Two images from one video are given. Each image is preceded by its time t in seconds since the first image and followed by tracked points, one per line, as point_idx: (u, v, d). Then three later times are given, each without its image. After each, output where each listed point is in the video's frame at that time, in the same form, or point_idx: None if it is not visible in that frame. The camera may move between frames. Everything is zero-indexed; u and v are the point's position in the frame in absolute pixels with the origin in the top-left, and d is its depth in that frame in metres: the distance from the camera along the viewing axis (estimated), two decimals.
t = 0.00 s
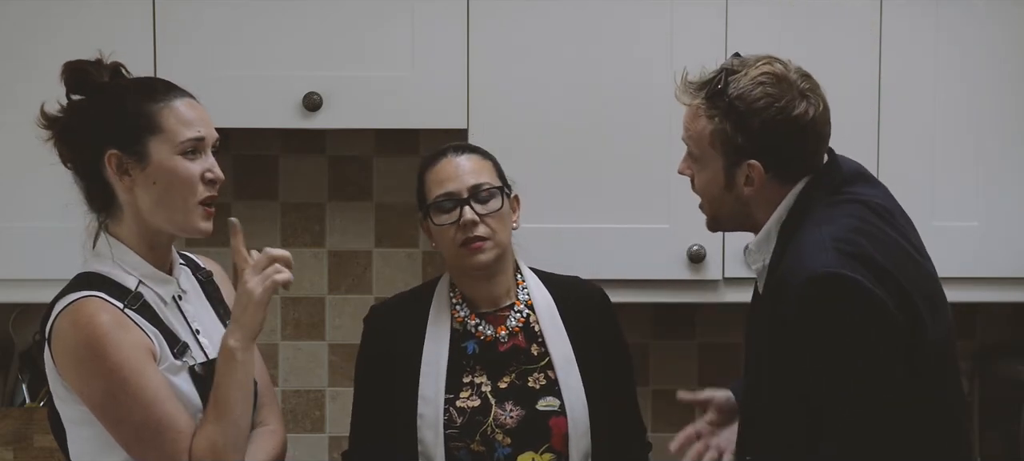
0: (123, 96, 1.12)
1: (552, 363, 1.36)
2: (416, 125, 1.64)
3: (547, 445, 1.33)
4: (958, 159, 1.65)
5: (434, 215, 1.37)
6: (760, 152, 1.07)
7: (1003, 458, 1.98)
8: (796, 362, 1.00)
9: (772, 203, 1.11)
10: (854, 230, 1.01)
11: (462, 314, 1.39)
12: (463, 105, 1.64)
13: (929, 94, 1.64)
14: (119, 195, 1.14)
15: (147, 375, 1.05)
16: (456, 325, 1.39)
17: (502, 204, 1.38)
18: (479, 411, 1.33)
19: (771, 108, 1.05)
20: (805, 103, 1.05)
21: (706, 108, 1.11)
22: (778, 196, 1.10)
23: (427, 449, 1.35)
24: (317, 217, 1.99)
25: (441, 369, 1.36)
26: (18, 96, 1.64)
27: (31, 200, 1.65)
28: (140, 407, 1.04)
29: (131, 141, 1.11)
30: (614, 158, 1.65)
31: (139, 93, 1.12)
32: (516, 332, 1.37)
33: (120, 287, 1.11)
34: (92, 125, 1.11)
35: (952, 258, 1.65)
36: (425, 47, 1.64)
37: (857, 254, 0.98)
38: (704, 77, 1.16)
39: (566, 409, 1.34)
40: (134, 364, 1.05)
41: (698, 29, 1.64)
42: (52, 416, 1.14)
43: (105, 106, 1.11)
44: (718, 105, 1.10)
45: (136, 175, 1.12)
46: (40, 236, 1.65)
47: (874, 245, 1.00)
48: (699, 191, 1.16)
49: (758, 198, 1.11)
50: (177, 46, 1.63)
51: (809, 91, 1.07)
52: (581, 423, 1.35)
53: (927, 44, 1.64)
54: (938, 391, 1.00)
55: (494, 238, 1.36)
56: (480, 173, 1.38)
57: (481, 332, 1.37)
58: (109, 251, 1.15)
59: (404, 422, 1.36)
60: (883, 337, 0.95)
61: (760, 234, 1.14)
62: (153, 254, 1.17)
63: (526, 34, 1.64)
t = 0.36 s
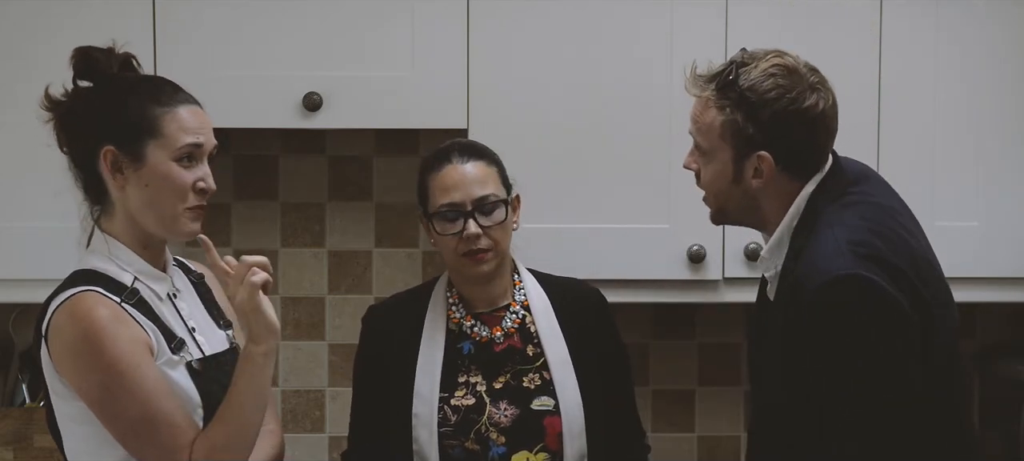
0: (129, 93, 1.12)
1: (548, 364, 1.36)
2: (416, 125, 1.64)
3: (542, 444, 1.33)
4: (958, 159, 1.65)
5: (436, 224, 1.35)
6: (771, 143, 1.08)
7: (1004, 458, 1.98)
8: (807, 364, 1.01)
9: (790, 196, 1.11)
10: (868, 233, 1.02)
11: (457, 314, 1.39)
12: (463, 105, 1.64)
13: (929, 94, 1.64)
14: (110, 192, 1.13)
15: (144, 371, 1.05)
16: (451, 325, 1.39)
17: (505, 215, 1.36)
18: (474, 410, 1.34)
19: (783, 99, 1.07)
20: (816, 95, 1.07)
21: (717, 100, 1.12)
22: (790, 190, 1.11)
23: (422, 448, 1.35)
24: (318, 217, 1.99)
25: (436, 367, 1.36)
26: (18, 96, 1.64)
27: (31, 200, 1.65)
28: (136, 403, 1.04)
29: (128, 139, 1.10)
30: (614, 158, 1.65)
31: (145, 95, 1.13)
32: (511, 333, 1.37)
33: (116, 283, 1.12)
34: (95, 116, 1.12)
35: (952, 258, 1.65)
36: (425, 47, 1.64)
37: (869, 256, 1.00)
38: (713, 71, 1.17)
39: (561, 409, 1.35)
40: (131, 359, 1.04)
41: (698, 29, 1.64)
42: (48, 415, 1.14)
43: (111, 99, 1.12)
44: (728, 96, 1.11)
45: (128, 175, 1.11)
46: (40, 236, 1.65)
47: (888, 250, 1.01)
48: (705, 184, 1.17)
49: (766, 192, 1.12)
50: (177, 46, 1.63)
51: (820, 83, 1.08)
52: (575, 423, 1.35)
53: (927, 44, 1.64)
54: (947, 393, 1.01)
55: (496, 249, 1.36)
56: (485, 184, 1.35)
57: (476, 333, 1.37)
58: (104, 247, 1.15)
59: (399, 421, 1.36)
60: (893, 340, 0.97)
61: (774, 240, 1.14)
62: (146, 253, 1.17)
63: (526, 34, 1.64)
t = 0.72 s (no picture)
0: (127, 101, 1.12)
1: (547, 361, 1.37)
2: (416, 125, 1.64)
3: (541, 440, 1.33)
4: (958, 159, 1.65)
5: (447, 244, 1.31)
6: (792, 128, 1.08)
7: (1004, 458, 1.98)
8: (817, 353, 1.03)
9: (810, 181, 1.12)
10: (882, 223, 1.03)
11: (457, 313, 1.38)
12: (463, 105, 1.64)
13: (929, 94, 1.64)
14: (111, 200, 1.14)
15: (145, 369, 1.05)
16: (451, 324, 1.39)
17: (518, 243, 1.33)
18: (473, 406, 1.34)
19: (803, 85, 1.07)
20: (836, 83, 1.08)
21: (736, 84, 1.12)
22: (807, 179, 1.12)
23: (422, 446, 1.35)
24: (318, 217, 1.99)
25: (437, 364, 1.36)
26: (18, 96, 1.64)
27: (31, 199, 1.65)
28: (135, 401, 1.04)
29: (127, 151, 1.11)
30: (614, 158, 1.65)
31: (145, 104, 1.12)
32: (511, 332, 1.37)
33: (120, 282, 1.12)
34: (95, 125, 1.11)
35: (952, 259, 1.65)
36: (425, 47, 1.64)
37: (881, 247, 1.01)
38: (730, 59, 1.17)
39: (560, 405, 1.35)
40: (134, 355, 1.05)
41: (698, 30, 1.64)
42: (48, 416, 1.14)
43: (111, 104, 1.12)
44: (749, 80, 1.11)
45: (129, 186, 1.11)
46: (41, 236, 1.65)
47: (903, 241, 1.02)
48: (717, 174, 1.16)
49: (782, 179, 1.12)
50: (177, 46, 1.63)
51: (840, 71, 1.10)
52: (575, 420, 1.35)
53: (927, 44, 1.64)
54: (954, 388, 1.01)
55: (503, 270, 1.34)
56: (503, 215, 1.30)
57: (476, 332, 1.37)
58: (106, 249, 1.15)
59: (399, 420, 1.36)
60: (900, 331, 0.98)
61: (787, 228, 1.14)
62: (148, 257, 1.18)
63: (526, 34, 1.64)
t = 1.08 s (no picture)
0: (133, 97, 1.12)
1: (549, 362, 1.37)
2: (416, 125, 1.64)
3: (543, 440, 1.34)
4: (958, 159, 1.65)
5: (455, 246, 1.31)
6: (824, 111, 1.09)
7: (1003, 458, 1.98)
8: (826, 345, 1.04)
9: (829, 169, 1.13)
10: (895, 217, 1.04)
11: (461, 313, 1.38)
12: (463, 105, 1.64)
13: (929, 93, 1.64)
14: (122, 197, 1.14)
15: (156, 368, 1.05)
16: (455, 323, 1.38)
17: (526, 246, 1.32)
18: (475, 406, 1.34)
19: (837, 69, 1.09)
20: (864, 70, 1.10)
21: (769, 64, 1.13)
22: (824, 169, 1.13)
23: (423, 447, 1.35)
24: (318, 217, 1.99)
25: (440, 365, 1.36)
26: (18, 96, 1.64)
27: (32, 199, 1.65)
28: (145, 401, 1.04)
29: (134, 147, 1.11)
30: (614, 158, 1.65)
31: (152, 101, 1.13)
32: (514, 332, 1.37)
33: (130, 280, 1.12)
34: (104, 123, 1.12)
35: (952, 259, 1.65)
36: (425, 47, 1.64)
37: (894, 240, 1.02)
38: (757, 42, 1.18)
39: (562, 405, 1.35)
40: (143, 354, 1.05)
41: (698, 30, 1.64)
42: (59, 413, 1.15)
43: (119, 102, 1.13)
44: (784, 59, 1.11)
45: (137, 181, 1.12)
46: (41, 236, 1.65)
47: (915, 235, 1.03)
48: (738, 155, 1.17)
49: (804, 164, 1.13)
50: (177, 46, 1.63)
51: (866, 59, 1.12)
52: (577, 420, 1.35)
53: (927, 44, 1.64)
54: (962, 385, 1.02)
55: (510, 272, 1.33)
56: (510, 216, 1.30)
57: (479, 332, 1.36)
58: (119, 247, 1.15)
59: (399, 421, 1.36)
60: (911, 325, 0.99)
61: (798, 217, 1.16)
62: (161, 255, 1.18)
63: (526, 34, 1.64)
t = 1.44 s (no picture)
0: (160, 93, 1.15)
1: (549, 362, 1.37)
2: (417, 125, 1.64)
3: (543, 441, 1.34)
4: (957, 159, 1.65)
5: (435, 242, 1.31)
6: (831, 105, 1.11)
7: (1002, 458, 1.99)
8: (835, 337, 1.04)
9: (837, 164, 1.15)
10: (905, 213, 1.05)
11: (460, 313, 1.38)
12: (464, 105, 1.65)
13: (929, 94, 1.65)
14: (135, 190, 1.14)
15: (154, 375, 1.05)
16: (455, 323, 1.39)
17: (508, 247, 1.31)
18: (475, 406, 1.34)
19: (847, 63, 1.10)
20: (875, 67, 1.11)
21: (780, 55, 1.14)
22: (832, 164, 1.15)
23: (424, 447, 1.35)
24: (318, 217, 1.99)
25: (437, 368, 1.36)
26: (18, 96, 1.64)
27: (31, 199, 1.65)
28: (145, 408, 1.04)
29: (157, 140, 1.12)
30: (614, 158, 1.66)
31: (181, 98, 1.15)
32: (513, 333, 1.37)
33: (130, 285, 1.12)
34: (133, 117, 1.13)
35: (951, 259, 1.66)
36: (426, 47, 1.64)
37: (902, 234, 1.02)
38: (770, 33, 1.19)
39: (562, 405, 1.35)
40: (141, 362, 1.05)
41: (698, 30, 1.65)
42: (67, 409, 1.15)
43: (145, 96, 1.14)
44: (796, 50, 1.12)
45: (156, 175, 1.12)
46: (41, 236, 1.65)
47: (923, 232, 1.04)
48: (747, 145, 1.18)
49: (812, 156, 1.14)
50: (178, 46, 1.63)
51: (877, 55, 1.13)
52: (577, 420, 1.35)
53: (926, 44, 1.64)
54: (964, 380, 1.02)
55: (493, 273, 1.33)
56: (491, 215, 1.29)
57: (479, 332, 1.37)
58: (125, 247, 1.16)
59: (399, 421, 1.36)
60: (920, 319, 0.98)
61: (803, 213, 1.18)
62: (165, 253, 1.18)
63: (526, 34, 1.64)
